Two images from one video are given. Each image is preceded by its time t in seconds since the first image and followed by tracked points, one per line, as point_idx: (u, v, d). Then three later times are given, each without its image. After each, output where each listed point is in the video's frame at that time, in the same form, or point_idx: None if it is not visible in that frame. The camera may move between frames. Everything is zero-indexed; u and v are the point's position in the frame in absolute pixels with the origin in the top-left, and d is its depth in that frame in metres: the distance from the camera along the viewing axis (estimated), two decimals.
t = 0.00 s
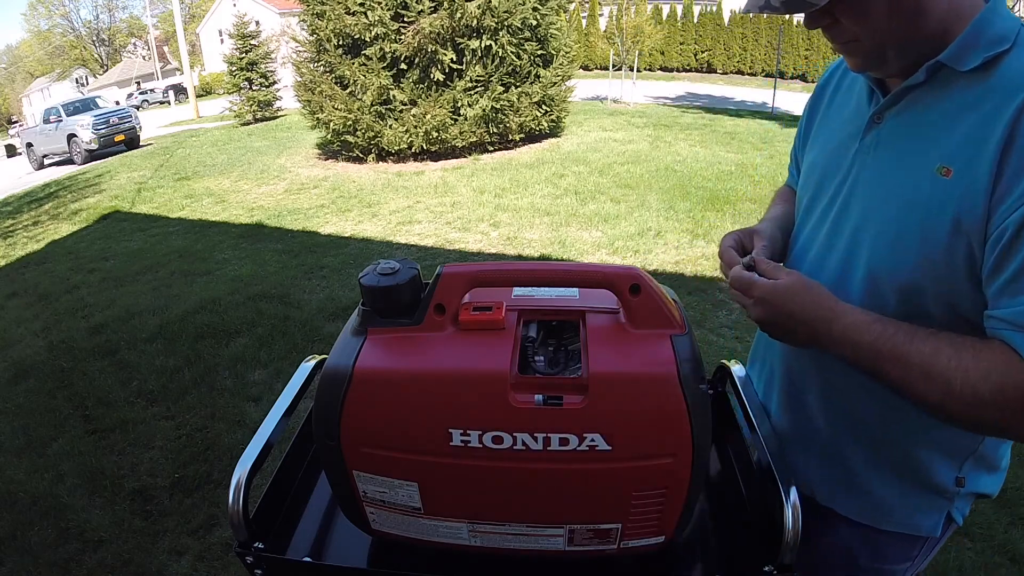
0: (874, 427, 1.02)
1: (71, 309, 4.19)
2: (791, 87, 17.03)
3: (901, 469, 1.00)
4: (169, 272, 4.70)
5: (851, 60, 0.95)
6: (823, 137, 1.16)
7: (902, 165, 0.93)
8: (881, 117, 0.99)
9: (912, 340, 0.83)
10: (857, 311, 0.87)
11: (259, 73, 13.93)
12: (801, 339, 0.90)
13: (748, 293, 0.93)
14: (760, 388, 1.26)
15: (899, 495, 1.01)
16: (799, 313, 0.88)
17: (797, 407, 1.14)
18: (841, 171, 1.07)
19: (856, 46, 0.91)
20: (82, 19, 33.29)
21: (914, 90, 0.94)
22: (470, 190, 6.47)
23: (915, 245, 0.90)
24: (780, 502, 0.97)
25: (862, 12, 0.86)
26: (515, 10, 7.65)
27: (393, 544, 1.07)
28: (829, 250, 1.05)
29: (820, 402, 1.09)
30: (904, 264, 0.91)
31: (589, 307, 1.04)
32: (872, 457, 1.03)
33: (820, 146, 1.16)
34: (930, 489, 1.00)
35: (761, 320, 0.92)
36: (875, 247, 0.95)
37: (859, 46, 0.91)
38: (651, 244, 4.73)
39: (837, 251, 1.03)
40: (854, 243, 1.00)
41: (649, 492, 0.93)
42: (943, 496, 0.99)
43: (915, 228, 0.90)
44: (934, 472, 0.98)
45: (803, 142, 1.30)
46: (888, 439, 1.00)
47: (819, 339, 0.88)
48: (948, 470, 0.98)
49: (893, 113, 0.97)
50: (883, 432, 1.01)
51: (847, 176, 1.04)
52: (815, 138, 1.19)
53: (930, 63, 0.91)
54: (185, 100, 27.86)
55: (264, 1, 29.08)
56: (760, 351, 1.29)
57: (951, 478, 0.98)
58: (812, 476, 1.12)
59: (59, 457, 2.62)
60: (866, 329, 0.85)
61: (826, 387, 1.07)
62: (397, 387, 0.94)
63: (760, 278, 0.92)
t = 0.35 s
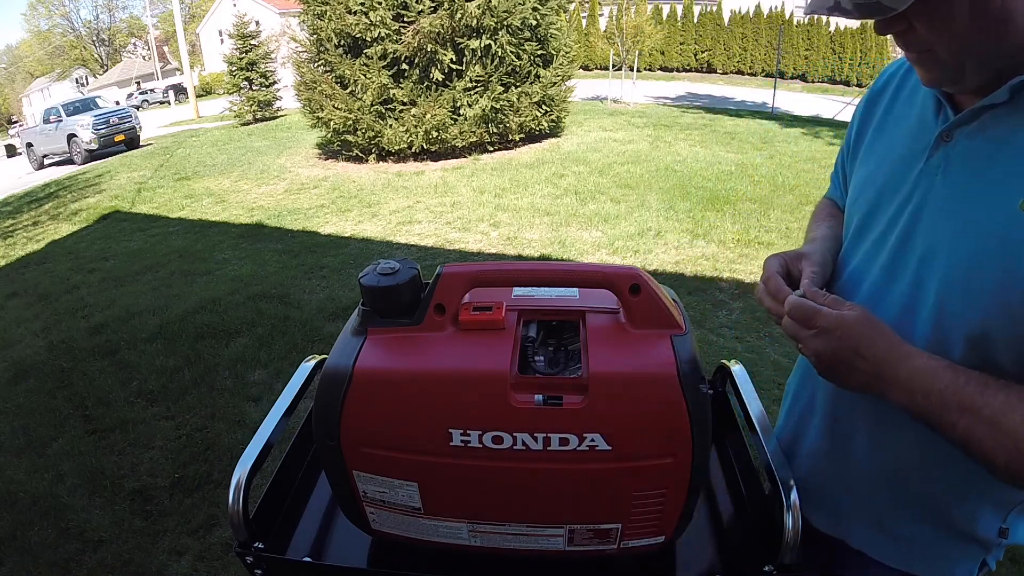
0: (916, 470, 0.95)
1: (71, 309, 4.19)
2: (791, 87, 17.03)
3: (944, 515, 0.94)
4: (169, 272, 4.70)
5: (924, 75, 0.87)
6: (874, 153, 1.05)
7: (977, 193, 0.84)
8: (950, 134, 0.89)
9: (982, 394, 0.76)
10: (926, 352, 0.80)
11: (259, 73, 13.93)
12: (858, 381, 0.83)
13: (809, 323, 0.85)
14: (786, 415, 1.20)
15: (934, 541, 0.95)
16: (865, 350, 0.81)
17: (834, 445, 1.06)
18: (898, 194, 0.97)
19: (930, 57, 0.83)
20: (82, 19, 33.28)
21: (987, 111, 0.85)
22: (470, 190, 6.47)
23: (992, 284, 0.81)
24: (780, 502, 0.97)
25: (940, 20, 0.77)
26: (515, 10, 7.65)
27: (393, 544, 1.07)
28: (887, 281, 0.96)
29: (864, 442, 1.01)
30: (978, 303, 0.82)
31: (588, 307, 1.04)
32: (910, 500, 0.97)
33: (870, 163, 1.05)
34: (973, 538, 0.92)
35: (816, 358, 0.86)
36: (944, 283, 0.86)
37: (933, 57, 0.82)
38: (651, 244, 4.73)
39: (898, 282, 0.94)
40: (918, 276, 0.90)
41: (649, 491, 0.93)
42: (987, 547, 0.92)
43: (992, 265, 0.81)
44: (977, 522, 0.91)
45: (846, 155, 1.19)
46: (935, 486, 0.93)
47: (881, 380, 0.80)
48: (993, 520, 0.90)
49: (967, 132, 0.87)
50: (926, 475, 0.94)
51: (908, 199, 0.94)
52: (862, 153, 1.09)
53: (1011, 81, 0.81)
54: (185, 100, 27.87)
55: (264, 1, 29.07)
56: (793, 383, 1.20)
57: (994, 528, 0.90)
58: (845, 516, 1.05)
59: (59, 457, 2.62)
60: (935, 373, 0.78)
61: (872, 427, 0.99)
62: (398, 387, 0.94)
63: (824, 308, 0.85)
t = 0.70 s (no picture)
0: (943, 493, 0.93)
1: (71, 309, 4.19)
2: (791, 87, 17.03)
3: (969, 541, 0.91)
4: (169, 272, 4.70)
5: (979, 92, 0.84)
6: (918, 165, 1.03)
7: None
8: (1001, 155, 0.87)
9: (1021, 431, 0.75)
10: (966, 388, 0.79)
11: (259, 73, 13.93)
12: (897, 412, 0.83)
13: (843, 354, 0.85)
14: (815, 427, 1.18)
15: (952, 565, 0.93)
16: (901, 383, 0.81)
17: (863, 463, 1.04)
18: (942, 209, 0.94)
19: (984, 73, 0.80)
20: (82, 20, 33.30)
21: None
22: (470, 190, 6.47)
23: None
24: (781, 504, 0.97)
25: (997, 34, 0.75)
26: (514, 10, 7.65)
27: (393, 544, 1.07)
28: (928, 301, 0.93)
29: (895, 462, 0.99)
30: None
31: (588, 307, 1.04)
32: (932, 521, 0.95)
33: (914, 177, 1.03)
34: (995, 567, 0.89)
35: (852, 387, 0.86)
36: (989, 307, 0.84)
37: (990, 75, 0.80)
38: (651, 244, 4.73)
39: (939, 304, 0.91)
40: (960, 297, 0.88)
41: (648, 491, 0.93)
42: None
43: None
44: (1001, 554, 0.88)
45: (886, 164, 1.17)
46: (962, 512, 0.91)
47: (919, 412, 0.81)
48: (1018, 551, 0.87)
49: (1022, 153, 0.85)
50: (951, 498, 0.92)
51: (953, 216, 0.91)
52: (906, 165, 1.06)
53: None
54: (185, 100, 27.85)
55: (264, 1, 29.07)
56: (824, 402, 1.17)
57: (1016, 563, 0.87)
58: (863, 534, 1.05)
59: (59, 457, 2.62)
60: (973, 411, 0.77)
61: (904, 446, 0.98)
62: (400, 388, 0.94)
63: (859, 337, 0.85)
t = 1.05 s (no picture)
0: (933, 478, 0.95)
1: (71, 309, 4.19)
2: (791, 87, 17.03)
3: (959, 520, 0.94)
4: (169, 272, 4.70)
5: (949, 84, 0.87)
6: (903, 159, 1.05)
7: (1007, 204, 0.84)
8: (979, 145, 0.90)
9: (1004, 411, 0.78)
10: (945, 369, 0.83)
11: (259, 73, 13.93)
12: (885, 395, 0.86)
13: (829, 347, 0.88)
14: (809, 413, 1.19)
15: (940, 543, 0.97)
16: (885, 371, 0.84)
17: (853, 451, 1.07)
18: (925, 200, 0.97)
19: (958, 66, 0.84)
20: (83, 20, 33.31)
21: (1018, 120, 0.85)
22: (470, 190, 6.47)
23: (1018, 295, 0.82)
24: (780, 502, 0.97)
25: (967, 28, 0.79)
26: (515, 10, 7.65)
27: (392, 544, 1.07)
28: (912, 289, 0.96)
29: (884, 450, 1.01)
30: (1002, 317, 0.83)
31: (588, 307, 1.04)
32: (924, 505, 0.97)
33: (898, 169, 1.05)
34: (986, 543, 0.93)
35: (840, 375, 0.89)
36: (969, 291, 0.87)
37: (962, 68, 0.84)
38: (651, 244, 4.73)
39: (924, 290, 0.94)
40: (943, 284, 0.91)
41: (649, 492, 0.94)
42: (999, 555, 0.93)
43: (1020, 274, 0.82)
44: (991, 530, 0.92)
45: (875, 159, 1.19)
46: (952, 495, 0.94)
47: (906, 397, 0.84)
48: (1006, 529, 0.90)
49: (998, 142, 0.87)
50: (940, 482, 0.95)
51: (935, 206, 0.94)
52: (891, 159, 1.09)
53: None
54: (185, 100, 27.85)
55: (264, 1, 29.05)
56: (816, 389, 1.18)
57: (1005, 537, 0.90)
58: (858, 521, 1.07)
59: (59, 457, 2.62)
60: (955, 393, 0.81)
61: (891, 435, 1.00)
62: (399, 386, 0.94)
63: (842, 329, 0.87)
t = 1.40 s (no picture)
0: (877, 411, 1.06)
1: (71, 309, 4.19)
2: (791, 87, 17.02)
3: (899, 444, 1.05)
4: (169, 272, 4.70)
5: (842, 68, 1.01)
6: (827, 137, 1.19)
7: (892, 165, 0.97)
8: (874, 119, 1.03)
9: (911, 326, 0.88)
10: (860, 299, 0.92)
11: (259, 73, 13.92)
12: (812, 331, 0.95)
13: (760, 297, 0.99)
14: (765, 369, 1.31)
15: (888, 468, 1.07)
16: (804, 305, 0.94)
17: (800, 394, 1.18)
18: (841, 169, 1.10)
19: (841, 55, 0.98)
20: (83, 20, 33.32)
21: (899, 97, 0.98)
22: (470, 190, 6.47)
23: (905, 240, 0.94)
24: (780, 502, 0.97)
25: (838, 24, 0.92)
26: (515, 10, 7.66)
27: (393, 545, 1.07)
28: (832, 246, 1.09)
29: (826, 390, 1.12)
30: (897, 257, 0.96)
31: (589, 307, 1.04)
32: (868, 434, 1.08)
33: (825, 147, 1.19)
34: (926, 461, 1.03)
35: (774, 321, 0.99)
36: (869, 240, 1.00)
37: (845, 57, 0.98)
38: (651, 244, 4.73)
39: (839, 246, 1.07)
40: (853, 237, 1.04)
41: (649, 492, 0.93)
42: (938, 470, 1.04)
43: (909, 223, 0.94)
44: (932, 452, 1.03)
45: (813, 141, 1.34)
46: (893, 423, 1.04)
47: (830, 332, 0.93)
48: (946, 448, 1.02)
49: (887, 116, 1.00)
50: (880, 411, 1.05)
51: (846, 174, 1.08)
52: (821, 138, 1.22)
53: (914, 71, 0.94)
54: (185, 100, 27.84)
55: (264, 1, 29.03)
56: (771, 349, 1.30)
57: (949, 456, 1.03)
58: (814, 459, 1.17)
59: (59, 457, 2.62)
60: (867, 316, 0.90)
61: (829, 376, 1.11)
62: (397, 386, 0.94)
63: (769, 280, 0.98)
